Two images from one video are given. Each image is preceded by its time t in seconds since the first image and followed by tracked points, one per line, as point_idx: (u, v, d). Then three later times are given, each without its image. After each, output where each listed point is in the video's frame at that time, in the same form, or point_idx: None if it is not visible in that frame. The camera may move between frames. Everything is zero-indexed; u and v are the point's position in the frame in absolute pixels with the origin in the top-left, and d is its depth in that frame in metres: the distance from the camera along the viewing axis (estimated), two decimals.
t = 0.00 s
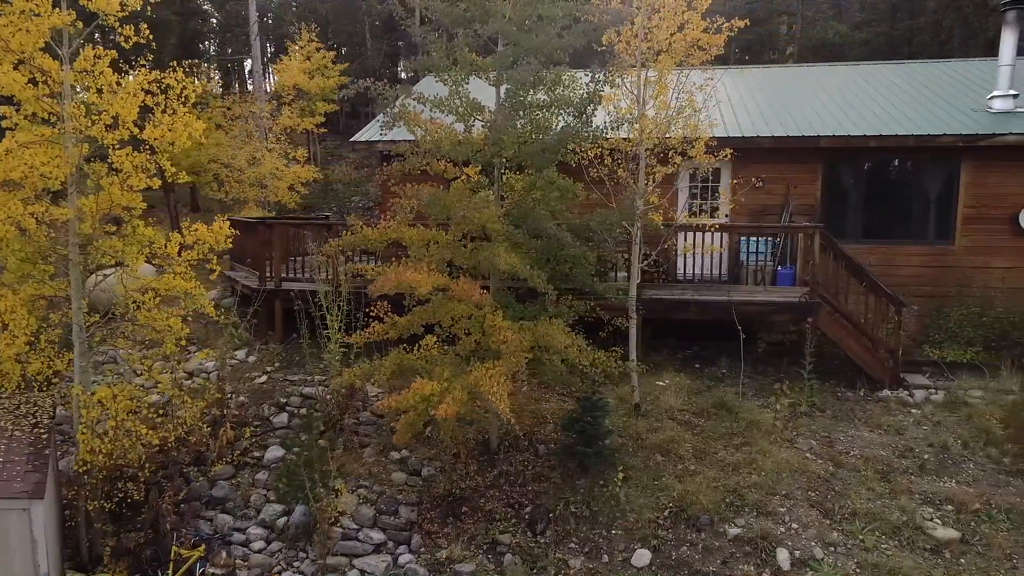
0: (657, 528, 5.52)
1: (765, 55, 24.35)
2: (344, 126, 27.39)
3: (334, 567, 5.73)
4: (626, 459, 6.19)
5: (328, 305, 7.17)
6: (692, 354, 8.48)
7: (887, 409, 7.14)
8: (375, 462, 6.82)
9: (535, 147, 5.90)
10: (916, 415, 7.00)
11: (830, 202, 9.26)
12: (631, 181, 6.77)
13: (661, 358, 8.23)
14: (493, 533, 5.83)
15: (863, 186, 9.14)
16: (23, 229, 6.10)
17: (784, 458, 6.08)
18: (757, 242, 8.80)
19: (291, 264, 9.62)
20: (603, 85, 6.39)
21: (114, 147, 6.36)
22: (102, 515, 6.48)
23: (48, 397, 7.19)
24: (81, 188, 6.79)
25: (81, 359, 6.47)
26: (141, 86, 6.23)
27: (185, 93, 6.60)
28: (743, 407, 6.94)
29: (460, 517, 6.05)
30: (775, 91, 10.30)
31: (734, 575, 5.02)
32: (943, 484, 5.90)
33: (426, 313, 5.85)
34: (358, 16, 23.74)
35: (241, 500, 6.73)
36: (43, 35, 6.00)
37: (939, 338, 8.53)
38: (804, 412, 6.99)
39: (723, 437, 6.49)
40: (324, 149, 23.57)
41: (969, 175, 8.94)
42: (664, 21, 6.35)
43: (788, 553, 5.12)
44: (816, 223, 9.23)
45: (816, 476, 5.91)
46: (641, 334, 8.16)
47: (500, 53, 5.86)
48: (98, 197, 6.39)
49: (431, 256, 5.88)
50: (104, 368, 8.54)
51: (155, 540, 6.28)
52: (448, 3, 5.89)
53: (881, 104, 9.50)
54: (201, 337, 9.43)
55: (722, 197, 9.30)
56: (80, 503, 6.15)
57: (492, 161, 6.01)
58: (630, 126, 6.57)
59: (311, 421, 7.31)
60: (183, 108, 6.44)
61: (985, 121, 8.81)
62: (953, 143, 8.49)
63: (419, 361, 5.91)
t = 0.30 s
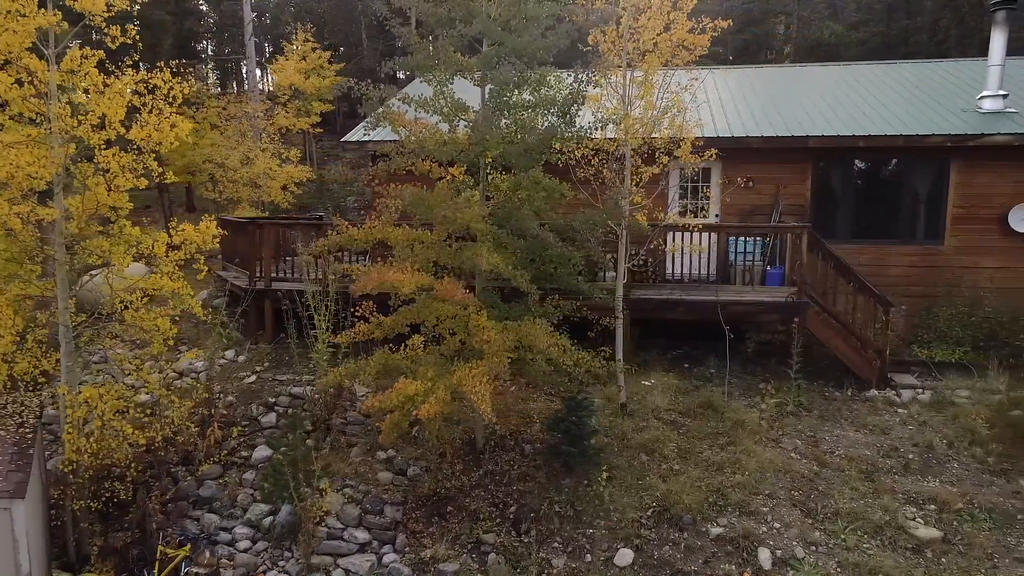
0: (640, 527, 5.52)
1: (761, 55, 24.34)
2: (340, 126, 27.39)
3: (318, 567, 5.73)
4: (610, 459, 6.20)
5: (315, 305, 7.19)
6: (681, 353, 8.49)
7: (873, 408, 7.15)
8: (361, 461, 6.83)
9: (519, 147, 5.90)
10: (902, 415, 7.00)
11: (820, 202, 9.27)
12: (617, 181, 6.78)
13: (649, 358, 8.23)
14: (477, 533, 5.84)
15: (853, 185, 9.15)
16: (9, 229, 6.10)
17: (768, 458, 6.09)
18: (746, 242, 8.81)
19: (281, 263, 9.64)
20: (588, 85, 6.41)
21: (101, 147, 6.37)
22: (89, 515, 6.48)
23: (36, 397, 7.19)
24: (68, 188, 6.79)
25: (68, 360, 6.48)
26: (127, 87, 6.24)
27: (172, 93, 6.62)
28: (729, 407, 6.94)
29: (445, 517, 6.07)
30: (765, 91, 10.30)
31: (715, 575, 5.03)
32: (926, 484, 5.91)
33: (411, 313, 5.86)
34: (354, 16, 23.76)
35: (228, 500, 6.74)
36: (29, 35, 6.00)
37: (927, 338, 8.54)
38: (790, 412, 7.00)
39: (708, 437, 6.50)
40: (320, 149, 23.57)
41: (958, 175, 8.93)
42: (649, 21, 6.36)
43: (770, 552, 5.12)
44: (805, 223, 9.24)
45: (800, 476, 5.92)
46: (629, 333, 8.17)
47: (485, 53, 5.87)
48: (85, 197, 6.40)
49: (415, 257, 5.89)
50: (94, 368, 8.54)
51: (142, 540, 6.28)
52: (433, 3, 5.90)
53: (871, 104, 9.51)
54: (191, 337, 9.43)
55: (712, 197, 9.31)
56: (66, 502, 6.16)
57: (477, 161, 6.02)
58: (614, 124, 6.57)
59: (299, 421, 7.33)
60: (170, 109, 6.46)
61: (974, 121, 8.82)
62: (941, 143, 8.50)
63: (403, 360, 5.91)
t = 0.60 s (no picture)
0: (622, 526, 5.54)
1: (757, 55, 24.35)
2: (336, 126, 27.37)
3: (302, 566, 5.74)
4: (595, 459, 6.21)
5: (302, 305, 7.20)
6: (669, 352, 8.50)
7: (859, 408, 7.16)
8: (348, 461, 6.85)
9: (502, 147, 5.91)
10: (888, 415, 7.01)
11: (809, 202, 9.28)
12: (602, 181, 6.78)
13: (638, 358, 8.25)
14: (461, 532, 5.86)
15: (842, 185, 9.16)
16: None
17: (752, 457, 6.10)
18: (735, 242, 8.83)
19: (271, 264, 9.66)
20: (572, 86, 6.42)
21: (87, 147, 6.38)
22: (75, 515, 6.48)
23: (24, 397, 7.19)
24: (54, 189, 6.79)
25: (53, 359, 6.48)
26: (113, 87, 6.26)
27: (158, 93, 6.63)
28: (715, 407, 6.95)
29: (430, 516, 6.08)
30: (756, 91, 10.31)
31: (696, 574, 5.04)
32: (910, 483, 5.92)
33: (395, 313, 5.87)
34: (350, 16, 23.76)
35: (215, 499, 6.75)
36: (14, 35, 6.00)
37: (916, 338, 8.55)
38: (776, 411, 7.01)
39: (693, 436, 6.51)
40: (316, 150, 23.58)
41: (947, 174, 8.94)
42: (633, 20, 6.36)
43: (750, 551, 5.13)
44: (795, 223, 9.25)
45: (783, 475, 5.93)
46: (617, 333, 8.18)
47: (468, 54, 5.88)
48: (70, 197, 6.41)
49: (399, 256, 5.88)
50: (83, 368, 8.55)
51: (128, 539, 6.30)
52: (417, 3, 5.90)
53: (860, 104, 9.51)
54: (181, 338, 9.45)
55: (702, 197, 9.33)
56: (52, 502, 6.16)
57: (461, 161, 6.03)
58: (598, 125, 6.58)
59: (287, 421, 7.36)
60: (156, 109, 6.47)
61: (963, 121, 8.83)
62: (930, 143, 8.52)
63: (387, 360, 5.92)
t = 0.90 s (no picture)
0: (602, 525, 5.55)
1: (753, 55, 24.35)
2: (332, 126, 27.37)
3: (284, 565, 5.76)
4: (577, 458, 6.22)
5: (288, 306, 7.22)
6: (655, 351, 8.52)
7: (843, 408, 7.17)
8: (332, 460, 6.86)
9: (484, 148, 5.92)
10: (872, 415, 7.02)
11: (798, 202, 9.29)
12: (586, 181, 6.79)
13: (625, 357, 8.26)
14: (443, 531, 5.87)
15: (830, 185, 9.17)
16: None
17: (734, 457, 6.11)
18: (722, 242, 8.85)
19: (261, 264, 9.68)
20: (555, 86, 6.42)
21: (71, 147, 6.39)
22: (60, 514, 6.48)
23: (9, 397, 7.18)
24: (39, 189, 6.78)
25: (37, 359, 6.48)
26: (97, 87, 6.28)
27: (142, 94, 6.66)
28: (699, 406, 6.97)
29: (412, 515, 6.10)
30: (746, 91, 10.33)
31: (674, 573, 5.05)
32: (890, 482, 5.94)
33: (377, 312, 5.90)
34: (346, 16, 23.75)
35: (199, 498, 6.76)
36: None
37: (903, 338, 8.56)
38: (761, 411, 7.03)
39: (676, 436, 6.52)
40: (311, 150, 23.58)
41: (935, 174, 8.94)
42: (617, 19, 6.36)
43: (729, 550, 5.15)
44: (783, 223, 9.26)
45: (765, 475, 5.94)
46: (604, 333, 8.20)
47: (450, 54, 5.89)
48: (55, 197, 6.41)
49: (382, 256, 5.89)
50: (71, 368, 8.56)
51: (113, 538, 6.32)
52: (398, 3, 5.91)
53: (849, 104, 9.52)
54: (169, 337, 9.46)
55: (691, 197, 9.35)
56: (38, 502, 6.17)
57: (444, 162, 6.05)
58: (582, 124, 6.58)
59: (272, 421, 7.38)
60: (140, 109, 6.50)
61: (950, 121, 8.84)
62: (917, 142, 8.53)
63: (369, 359, 5.93)
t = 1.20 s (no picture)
0: (581, 525, 5.56)
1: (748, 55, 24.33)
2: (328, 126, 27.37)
3: (265, 564, 5.77)
4: (558, 457, 6.24)
5: (272, 306, 7.23)
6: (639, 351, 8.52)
7: (826, 407, 7.19)
8: (315, 460, 6.88)
9: (464, 148, 5.93)
10: (854, 415, 7.04)
11: (785, 202, 9.30)
12: (568, 181, 6.81)
13: (610, 357, 8.28)
14: (424, 530, 5.89)
15: (817, 185, 9.18)
16: None
17: (714, 456, 6.13)
18: (709, 242, 8.86)
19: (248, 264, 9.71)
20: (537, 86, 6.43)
21: (54, 147, 6.40)
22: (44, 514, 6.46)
23: None
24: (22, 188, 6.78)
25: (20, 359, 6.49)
26: (80, 88, 6.29)
27: (126, 94, 6.68)
28: (682, 406, 6.98)
29: (394, 515, 6.12)
30: (735, 91, 10.34)
31: (650, 572, 5.06)
32: (870, 482, 5.95)
33: (357, 313, 5.91)
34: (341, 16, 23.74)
35: (183, 498, 6.78)
36: None
37: (888, 338, 8.58)
38: (743, 410, 7.04)
39: (657, 436, 6.54)
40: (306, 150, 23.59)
41: (921, 174, 8.95)
42: (599, 19, 6.36)
43: (705, 550, 5.16)
44: (770, 223, 9.28)
45: (744, 474, 5.96)
46: (590, 333, 8.21)
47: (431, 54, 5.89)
48: (37, 197, 6.42)
49: (362, 256, 5.89)
50: (58, 368, 8.57)
51: (96, 538, 6.32)
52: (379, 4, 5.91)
53: (837, 104, 9.53)
54: (157, 338, 9.49)
55: (678, 197, 9.36)
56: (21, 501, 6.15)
57: (425, 162, 6.06)
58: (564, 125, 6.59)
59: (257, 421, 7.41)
60: (123, 109, 6.51)
61: (937, 121, 8.85)
62: (903, 143, 8.55)
63: (350, 359, 5.95)
